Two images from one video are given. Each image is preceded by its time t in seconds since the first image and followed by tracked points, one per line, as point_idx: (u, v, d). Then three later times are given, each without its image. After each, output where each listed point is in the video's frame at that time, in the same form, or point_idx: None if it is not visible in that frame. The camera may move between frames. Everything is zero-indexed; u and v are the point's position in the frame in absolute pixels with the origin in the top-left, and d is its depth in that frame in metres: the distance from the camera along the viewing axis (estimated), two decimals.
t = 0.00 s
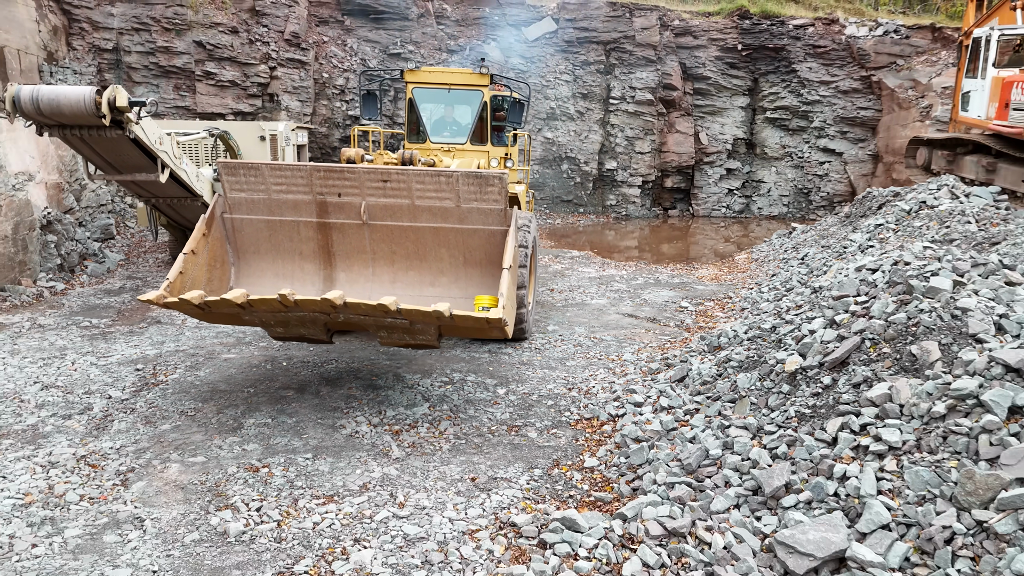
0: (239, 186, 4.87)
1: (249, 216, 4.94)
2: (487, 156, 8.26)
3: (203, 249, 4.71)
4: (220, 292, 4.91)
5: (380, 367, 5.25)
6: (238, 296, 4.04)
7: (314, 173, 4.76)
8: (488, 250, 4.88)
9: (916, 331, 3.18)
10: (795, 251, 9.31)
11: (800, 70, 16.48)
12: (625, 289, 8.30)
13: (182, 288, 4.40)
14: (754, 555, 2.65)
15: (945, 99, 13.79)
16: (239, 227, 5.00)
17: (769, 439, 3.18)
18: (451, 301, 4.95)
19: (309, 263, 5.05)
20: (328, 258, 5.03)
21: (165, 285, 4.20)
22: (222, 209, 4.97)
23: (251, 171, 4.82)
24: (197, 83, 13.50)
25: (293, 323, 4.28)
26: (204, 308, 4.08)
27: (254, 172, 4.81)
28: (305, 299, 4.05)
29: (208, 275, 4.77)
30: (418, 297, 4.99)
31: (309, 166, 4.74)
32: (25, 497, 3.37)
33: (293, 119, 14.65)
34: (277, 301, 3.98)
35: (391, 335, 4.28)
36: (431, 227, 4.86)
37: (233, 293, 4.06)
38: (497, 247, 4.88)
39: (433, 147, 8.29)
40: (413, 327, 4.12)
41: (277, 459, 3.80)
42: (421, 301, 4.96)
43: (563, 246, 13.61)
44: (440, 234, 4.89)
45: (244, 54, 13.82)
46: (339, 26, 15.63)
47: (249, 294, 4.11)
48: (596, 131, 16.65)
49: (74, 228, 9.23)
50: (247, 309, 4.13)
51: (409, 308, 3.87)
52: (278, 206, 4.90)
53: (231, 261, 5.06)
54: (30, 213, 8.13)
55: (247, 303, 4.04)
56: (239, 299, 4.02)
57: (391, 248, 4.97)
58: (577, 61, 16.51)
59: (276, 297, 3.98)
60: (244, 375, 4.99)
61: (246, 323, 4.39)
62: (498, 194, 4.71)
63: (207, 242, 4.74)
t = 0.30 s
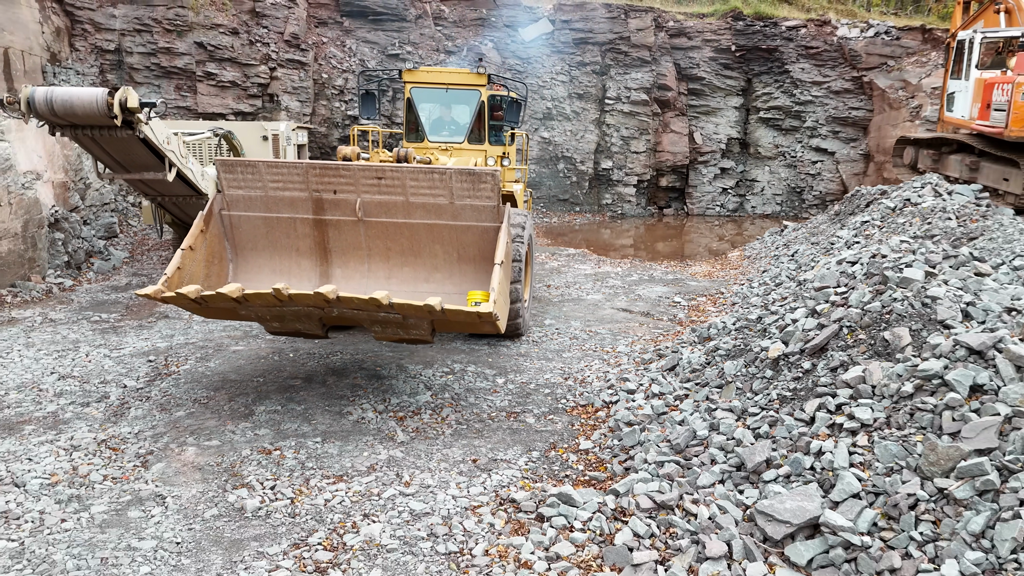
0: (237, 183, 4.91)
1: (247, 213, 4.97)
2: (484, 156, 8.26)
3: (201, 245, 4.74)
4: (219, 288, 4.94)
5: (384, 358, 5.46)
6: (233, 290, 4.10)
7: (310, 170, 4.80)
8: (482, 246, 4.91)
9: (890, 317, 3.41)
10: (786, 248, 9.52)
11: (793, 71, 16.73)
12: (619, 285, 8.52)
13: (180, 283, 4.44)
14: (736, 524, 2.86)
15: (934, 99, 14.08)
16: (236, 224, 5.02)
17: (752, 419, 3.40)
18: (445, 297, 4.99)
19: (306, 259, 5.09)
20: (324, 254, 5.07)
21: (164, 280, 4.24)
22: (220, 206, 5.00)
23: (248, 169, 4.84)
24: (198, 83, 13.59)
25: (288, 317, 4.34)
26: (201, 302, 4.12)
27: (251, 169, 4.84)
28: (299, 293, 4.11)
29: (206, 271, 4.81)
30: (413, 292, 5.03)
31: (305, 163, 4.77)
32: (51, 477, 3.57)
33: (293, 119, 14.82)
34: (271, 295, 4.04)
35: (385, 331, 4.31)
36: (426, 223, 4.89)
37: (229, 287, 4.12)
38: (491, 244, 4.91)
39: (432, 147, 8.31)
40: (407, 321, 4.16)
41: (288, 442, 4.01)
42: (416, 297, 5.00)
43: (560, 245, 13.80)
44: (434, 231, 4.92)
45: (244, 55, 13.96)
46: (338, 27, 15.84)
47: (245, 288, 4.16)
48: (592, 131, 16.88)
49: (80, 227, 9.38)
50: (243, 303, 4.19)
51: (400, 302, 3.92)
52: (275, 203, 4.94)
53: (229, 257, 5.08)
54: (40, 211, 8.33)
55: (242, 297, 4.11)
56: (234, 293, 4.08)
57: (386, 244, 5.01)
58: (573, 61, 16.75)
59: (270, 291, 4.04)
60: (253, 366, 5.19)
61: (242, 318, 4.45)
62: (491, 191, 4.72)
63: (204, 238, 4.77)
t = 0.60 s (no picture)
0: (232, 182, 4.83)
1: (242, 212, 4.89)
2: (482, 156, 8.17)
3: (196, 244, 4.67)
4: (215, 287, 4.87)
5: (388, 353, 5.62)
6: (225, 287, 4.07)
7: (304, 169, 4.70)
8: (476, 244, 4.78)
9: (873, 311, 3.61)
10: (780, 247, 9.68)
11: (788, 72, 16.91)
12: (616, 284, 8.68)
13: (174, 282, 4.38)
14: (726, 505, 3.02)
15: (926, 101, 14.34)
16: (232, 223, 4.94)
17: (742, 409, 3.57)
18: (440, 295, 4.87)
19: (301, 257, 4.99)
20: (319, 253, 4.96)
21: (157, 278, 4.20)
22: (215, 206, 4.93)
23: (243, 168, 4.78)
24: (199, 84, 13.65)
25: (282, 315, 4.31)
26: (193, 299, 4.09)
27: (246, 168, 4.77)
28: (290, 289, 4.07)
29: (201, 270, 4.74)
30: (408, 291, 4.92)
31: (299, 161, 4.67)
32: (71, 465, 3.73)
33: (294, 119, 14.94)
34: (262, 291, 4.01)
35: (378, 327, 4.28)
36: (419, 221, 4.77)
37: (221, 284, 4.09)
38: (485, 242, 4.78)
39: (430, 148, 8.22)
40: (399, 318, 4.12)
41: (297, 432, 4.17)
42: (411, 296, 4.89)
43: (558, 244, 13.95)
44: (427, 229, 4.79)
45: (244, 57, 14.03)
46: (337, 29, 15.99)
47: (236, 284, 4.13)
48: (589, 132, 17.07)
49: (85, 227, 9.47)
50: (235, 300, 4.16)
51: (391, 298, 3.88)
52: (270, 202, 4.85)
53: (225, 256, 5.00)
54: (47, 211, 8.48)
55: (234, 294, 4.08)
56: (226, 289, 4.05)
57: (380, 242, 4.90)
58: (570, 63, 16.96)
59: (261, 288, 4.01)
60: (260, 361, 5.35)
61: (236, 315, 4.43)
62: (484, 188, 4.59)
63: (199, 237, 4.71)
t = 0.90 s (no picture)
0: (227, 182, 4.91)
1: (238, 211, 4.99)
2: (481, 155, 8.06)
3: (191, 243, 4.77)
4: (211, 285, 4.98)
5: (391, 348, 5.76)
6: (215, 286, 4.09)
7: (297, 169, 4.77)
8: (467, 244, 4.85)
9: (860, 306, 3.77)
10: (775, 245, 9.83)
11: (784, 73, 17.06)
12: (613, 282, 8.82)
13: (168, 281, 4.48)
14: (719, 491, 3.15)
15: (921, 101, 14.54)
16: (228, 222, 5.04)
17: (735, 400, 3.71)
18: (432, 294, 4.95)
19: (295, 257, 5.09)
20: (313, 252, 5.06)
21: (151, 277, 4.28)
22: (211, 205, 5.02)
23: (237, 168, 4.85)
24: (201, 85, 13.74)
25: (274, 314, 4.33)
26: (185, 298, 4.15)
27: (240, 168, 4.85)
28: (280, 288, 4.08)
29: (197, 269, 4.84)
30: (401, 290, 5.01)
31: (292, 162, 4.74)
32: (88, 455, 3.86)
33: (295, 120, 15.06)
34: (252, 291, 4.02)
35: (370, 327, 4.28)
36: (412, 221, 4.84)
37: (212, 283, 4.13)
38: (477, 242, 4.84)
39: (429, 148, 8.13)
40: (389, 318, 4.12)
41: (305, 424, 4.30)
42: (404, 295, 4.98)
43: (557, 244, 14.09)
44: (420, 228, 4.86)
45: (246, 57, 14.12)
46: (337, 30, 16.09)
47: (226, 283, 4.15)
48: (588, 132, 17.21)
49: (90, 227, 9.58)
50: (226, 299, 4.19)
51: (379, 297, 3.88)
52: (265, 202, 4.94)
53: (222, 255, 5.11)
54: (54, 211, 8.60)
55: (224, 293, 4.10)
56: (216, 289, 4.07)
57: (374, 242, 4.99)
58: (568, 64, 17.12)
59: (250, 287, 4.02)
60: (266, 357, 5.49)
61: (229, 315, 4.45)
62: (475, 189, 4.63)
63: (195, 237, 4.80)
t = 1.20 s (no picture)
0: (221, 183, 4.85)
1: (231, 212, 4.93)
2: (480, 156, 8.14)
3: (184, 244, 4.71)
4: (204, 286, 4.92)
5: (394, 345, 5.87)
6: (204, 287, 4.07)
7: (290, 170, 4.72)
8: (461, 245, 4.78)
9: (850, 302, 3.89)
10: (771, 244, 9.95)
11: (782, 73, 17.20)
12: (611, 280, 8.94)
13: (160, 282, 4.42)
14: (713, 480, 3.27)
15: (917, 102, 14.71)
16: (221, 223, 4.98)
17: (729, 393, 3.83)
18: (426, 296, 4.89)
19: (289, 258, 5.03)
20: (307, 253, 5.00)
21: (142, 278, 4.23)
22: (204, 206, 4.96)
23: (231, 168, 4.79)
24: (203, 86, 13.76)
25: (266, 315, 4.30)
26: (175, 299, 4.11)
27: (234, 168, 4.78)
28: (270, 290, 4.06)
29: (190, 270, 4.78)
30: (395, 292, 4.94)
31: (286, 162, 4.69)
32: (101, 448, 3.97)
33: (296, 120, 15.17)
34: (241, 292, 4.01)
35: (362, 329, 4.25)
36: (405, 222, 4.78)
37: (201, 284, 4.10)
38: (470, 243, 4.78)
39: (428, 148, 8.21)
40: (380, 319, 4.10)
41: (311, 418, 4.42)
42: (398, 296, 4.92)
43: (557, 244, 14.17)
44: (413, 230, 4.81)
45: (247, 58, 14.19)
46: (338, 31, 16.16)
47: (215, 284, 4.13)
48: (587, 132, 17.32)
49: (95, 227, 9.66)
50: (216, 300, 4.16)
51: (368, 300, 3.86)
52: (258, 203, 4.88)
53: (216, 256, 5.05)
54: (60, 211, 8.71)
55: (214, 294, 4.08)
56: (205, 290, 4.05)
57: (367, 243, 4.93)
58: (567, 65, 17.23)
59: (239, 288, 4.00)
60: (271, 353, 5.61)
61: (221, 316, 4.44)
62: (468, 189, 4.59)
63: (188, 238, 4.74)
